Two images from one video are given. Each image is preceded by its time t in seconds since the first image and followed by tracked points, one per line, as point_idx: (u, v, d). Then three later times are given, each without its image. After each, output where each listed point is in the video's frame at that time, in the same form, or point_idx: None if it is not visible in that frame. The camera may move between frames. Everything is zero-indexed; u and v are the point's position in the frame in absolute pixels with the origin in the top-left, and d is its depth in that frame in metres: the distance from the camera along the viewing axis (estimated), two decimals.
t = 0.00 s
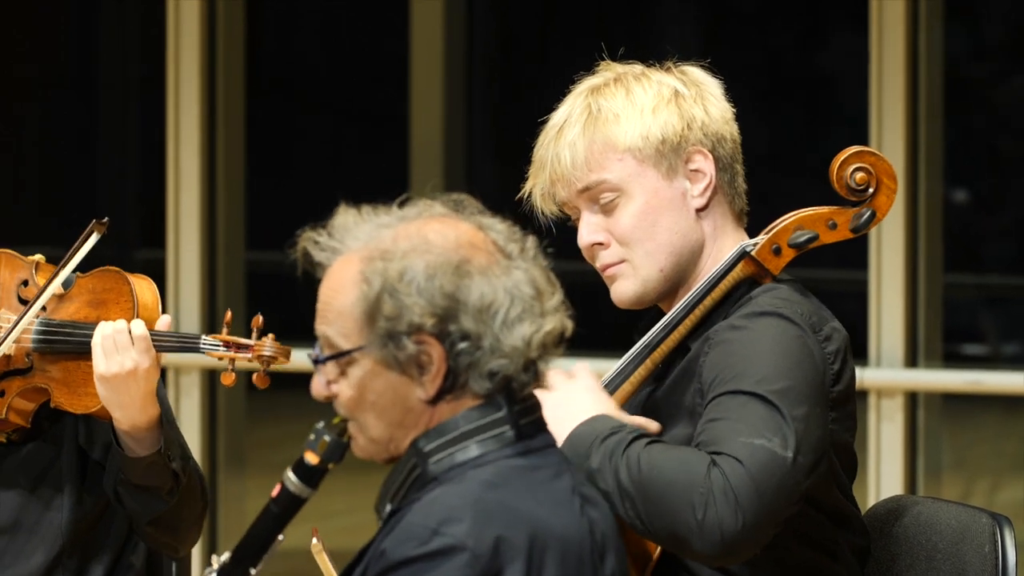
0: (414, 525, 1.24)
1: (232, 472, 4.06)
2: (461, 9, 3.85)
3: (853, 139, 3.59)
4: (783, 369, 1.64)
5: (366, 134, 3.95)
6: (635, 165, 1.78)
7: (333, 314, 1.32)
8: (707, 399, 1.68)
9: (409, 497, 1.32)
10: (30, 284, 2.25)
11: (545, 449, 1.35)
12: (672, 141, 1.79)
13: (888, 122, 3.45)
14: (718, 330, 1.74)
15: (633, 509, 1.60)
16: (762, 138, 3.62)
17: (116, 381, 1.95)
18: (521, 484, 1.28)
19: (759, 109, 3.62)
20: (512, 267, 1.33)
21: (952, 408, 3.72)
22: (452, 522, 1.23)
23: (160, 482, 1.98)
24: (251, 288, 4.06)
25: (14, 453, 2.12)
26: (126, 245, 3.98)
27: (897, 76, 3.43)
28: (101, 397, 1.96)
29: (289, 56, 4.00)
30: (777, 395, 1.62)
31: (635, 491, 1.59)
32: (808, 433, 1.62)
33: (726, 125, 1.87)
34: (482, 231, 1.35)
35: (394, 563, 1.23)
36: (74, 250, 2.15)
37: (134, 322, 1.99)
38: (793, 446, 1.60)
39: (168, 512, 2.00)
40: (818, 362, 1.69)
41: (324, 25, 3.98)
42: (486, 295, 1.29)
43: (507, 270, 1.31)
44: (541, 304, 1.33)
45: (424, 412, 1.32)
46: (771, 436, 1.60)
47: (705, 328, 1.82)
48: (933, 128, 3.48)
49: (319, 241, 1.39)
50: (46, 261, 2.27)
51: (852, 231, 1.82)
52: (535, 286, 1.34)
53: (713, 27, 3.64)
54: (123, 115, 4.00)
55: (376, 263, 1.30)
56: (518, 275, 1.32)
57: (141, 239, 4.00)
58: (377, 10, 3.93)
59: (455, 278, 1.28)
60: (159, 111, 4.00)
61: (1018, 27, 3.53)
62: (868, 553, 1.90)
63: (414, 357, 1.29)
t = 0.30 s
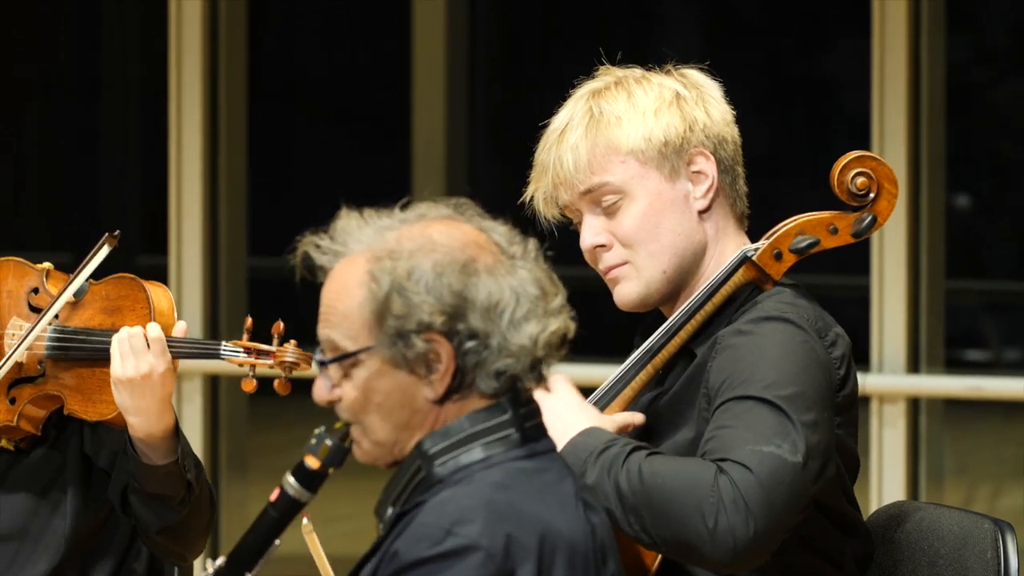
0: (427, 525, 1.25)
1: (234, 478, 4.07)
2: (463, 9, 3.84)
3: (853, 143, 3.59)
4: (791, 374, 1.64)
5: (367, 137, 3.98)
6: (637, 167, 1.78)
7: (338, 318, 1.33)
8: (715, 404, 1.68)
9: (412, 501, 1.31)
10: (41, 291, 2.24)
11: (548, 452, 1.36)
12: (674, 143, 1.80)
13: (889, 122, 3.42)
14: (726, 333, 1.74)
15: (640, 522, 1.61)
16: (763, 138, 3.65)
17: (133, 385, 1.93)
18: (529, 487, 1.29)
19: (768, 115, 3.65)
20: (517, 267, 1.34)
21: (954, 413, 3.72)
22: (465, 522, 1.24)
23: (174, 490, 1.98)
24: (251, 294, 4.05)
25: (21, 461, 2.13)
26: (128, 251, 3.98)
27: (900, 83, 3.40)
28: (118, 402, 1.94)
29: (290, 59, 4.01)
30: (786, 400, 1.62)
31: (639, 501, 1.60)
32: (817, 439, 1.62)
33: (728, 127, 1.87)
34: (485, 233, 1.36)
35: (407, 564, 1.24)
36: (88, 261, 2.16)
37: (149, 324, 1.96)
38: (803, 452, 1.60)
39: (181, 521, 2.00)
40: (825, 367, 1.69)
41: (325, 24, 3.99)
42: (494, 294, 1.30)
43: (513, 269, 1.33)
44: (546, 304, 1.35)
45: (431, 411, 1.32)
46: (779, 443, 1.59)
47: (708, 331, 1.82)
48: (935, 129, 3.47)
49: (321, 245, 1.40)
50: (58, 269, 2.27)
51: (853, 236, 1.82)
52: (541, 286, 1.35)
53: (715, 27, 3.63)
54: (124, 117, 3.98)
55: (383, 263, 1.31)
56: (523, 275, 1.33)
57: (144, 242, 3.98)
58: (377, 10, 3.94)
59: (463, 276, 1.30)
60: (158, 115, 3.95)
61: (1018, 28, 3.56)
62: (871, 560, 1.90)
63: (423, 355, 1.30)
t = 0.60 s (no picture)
0: (438, 521, 1.25)
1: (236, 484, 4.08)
2: (465, 9, 3.87)
3: (855, 147, 3.58)
4: (800, 383, 1.64)
5: (371, 147, 3.95)
6: (640, 168, 1.78)
7: (351, 311, 1.33)
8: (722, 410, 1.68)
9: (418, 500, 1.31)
10: (58, 306, 2.22)
11: (552, 456, 1.36)
12: (677, 145, 1.80)
13: (891, 131, 3.47)
14: (734, 338, 1.73)
15: (648, 522, 1.61)
16: (765, 147, 3.62)
17: (149, 411, 1.91)
18: (536, 488, 1.29)
19: (757, 129, 3.63)
20: (531, 270, 1.35)
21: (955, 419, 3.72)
22: (475, 519, 1.25)
23: (183, 514, 1.99)
24: (252, 301, 4.07)
25: (28, 470, 2.13)
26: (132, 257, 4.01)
27: (901, 93, 3.44)
28: (131, 426, 1.93)
29: (291, 64, 3.99)
30: (795, 409, 1.62)
31: (650, 501, 1.61)
32: (823, 448, 1.62)
33: (731, 131, 1.87)
34: (500, 237, 1.37)
35: (415, 561, 1.24)
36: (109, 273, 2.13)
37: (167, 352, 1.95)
38: (811, 462, 1.60)
39: (190, 542, 2.01)
40: (831, 376, 1.70)
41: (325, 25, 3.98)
42: (508, 295, 1.31)
43: (527, 271, 1.34)
44: (558, 309, 1.36)
45: (438, 409, 1.33)
46: (788, 453, 1.59)
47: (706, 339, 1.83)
48: (937, 140, 3.51)
49: (336, 239, 1.40)
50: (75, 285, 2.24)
51: (853, 241, 1.82)
52: (554, 292, 1.36)
53: (715, 27, 3.64)
54: (125, 126, 3.99)
55: (401, 255, 1.32)
56: (537, 278, 1.34)
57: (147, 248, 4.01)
58: (377, 10, 3.94)
59: (479, 274, 1.30)
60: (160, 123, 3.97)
61: None
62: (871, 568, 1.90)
63: (434, 350, 1.30)
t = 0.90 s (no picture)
0: (447, 515, 1.25)
1: (238, 489, 4.09)
2: (467, 15, 3.88)
3: (858, 153, 3.59)
4: (820, 396, 1.66)
5: (373, 153, 3.95)
6: (640, 173, 1.79)
7: (363, 309, 1.34)
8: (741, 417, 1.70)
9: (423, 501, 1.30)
10: (78, 317, 2.19)
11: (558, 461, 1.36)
12: (677, 149, 1.80)
13: (893, 135, 3.49)
14: (754, 348, 1.75)
15: (656, 537, 1.64)
16: (769, 153, 3.62)
17: (177, 430, 1.90)
18: (543, 489, 1.30)
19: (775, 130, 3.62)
20: (543, 275, 1.36)
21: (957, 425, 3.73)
22: (484, 513, 1.25)
23: (202, 531, 1.98)
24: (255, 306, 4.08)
25: (36, 478, 2.12)
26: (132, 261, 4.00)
27: (903, 95, 3.47)
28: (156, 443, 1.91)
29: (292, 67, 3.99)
30: (813, 423, 1.63)
31: (657, 515, 1.63)
32: (840, 462, 1.64)
33: (734, 135, 1.87)
34: (514, 243, 1.37)
35: (423, 554, 1.24)
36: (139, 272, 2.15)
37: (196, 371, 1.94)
38: (826, 478, 1.61)
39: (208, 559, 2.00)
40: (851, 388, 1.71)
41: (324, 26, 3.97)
42: (519, 296, 1.31)
43: (540, 275, 1.35)
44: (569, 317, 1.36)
45: (445, 408, 1.32)
46: (804, 467, 1.61)
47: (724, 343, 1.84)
48: (940, 143, 3.52)
49: (348, 240, 1.41)
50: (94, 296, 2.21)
51: (855, 247, 1.81)
52: (565, 299, 1.36)
53: (715, 27, 3.63)
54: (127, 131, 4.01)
55: (415, 251, 1.33)
56: (549, 283, 1.35)
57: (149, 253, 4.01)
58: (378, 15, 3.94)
59: (490, 274, 1.31)
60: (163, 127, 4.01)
61: None
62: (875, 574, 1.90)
63: (444, 346, 1.30)
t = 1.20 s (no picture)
0: (442, 516, 1.25)
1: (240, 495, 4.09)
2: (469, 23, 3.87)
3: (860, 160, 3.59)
4: (878, 411, 1.71)
5: (376, 161, 3.97)
6: (635, 187, 1.79)
7: (371, 314, 1.34)
8: (798, 412, 1.71)
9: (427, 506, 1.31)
10: (101, 329, 2.17)
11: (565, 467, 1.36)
12: (671, 161, 1.80)
13: (896, 145, 3.46)
14: (807, 349, 1.78)
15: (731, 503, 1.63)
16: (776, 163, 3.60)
17: (208, 448, 1.85)
18: (544, 493, 1.29)
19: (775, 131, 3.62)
20: (551, 283, 1.35)
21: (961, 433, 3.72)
22: (480, 515, 1.25)
23: (222, 549, 1.95)
24: (258, 313, 4.08)
25: (49, 488, 2.08)
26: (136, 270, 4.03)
27: (905, 102, 3.44)
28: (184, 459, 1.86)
29: (295, 75, 4.01)
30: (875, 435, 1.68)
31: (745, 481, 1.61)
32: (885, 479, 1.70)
33: (730, 139, 1.87)
34: (524, 250, 1.37)
35: (417, 554, 1.24)
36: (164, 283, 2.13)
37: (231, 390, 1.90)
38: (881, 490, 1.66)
39: None
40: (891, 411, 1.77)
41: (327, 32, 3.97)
42: (524, 302, 1.31)
43: (547, 284, 1.34)
44: (576, 325, 1.35)
45: (450, 414, 1.32)
46: (869, 476, 1.65)
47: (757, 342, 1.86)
48: (942, 156, 3.51)
49: (363, 244, 1.40)
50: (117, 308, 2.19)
51: (854, 252, 1.80)
52: (572, 307, 1.36)
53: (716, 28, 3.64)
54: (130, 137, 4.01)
55: (420, 255, 1.33)
56: (557, 292, 1.34)
57: (151, 262, 4.02)
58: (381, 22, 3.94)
59: (494, 280, 1.31)
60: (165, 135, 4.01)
61: None
62: None
63: (446, 352, 1.30)
